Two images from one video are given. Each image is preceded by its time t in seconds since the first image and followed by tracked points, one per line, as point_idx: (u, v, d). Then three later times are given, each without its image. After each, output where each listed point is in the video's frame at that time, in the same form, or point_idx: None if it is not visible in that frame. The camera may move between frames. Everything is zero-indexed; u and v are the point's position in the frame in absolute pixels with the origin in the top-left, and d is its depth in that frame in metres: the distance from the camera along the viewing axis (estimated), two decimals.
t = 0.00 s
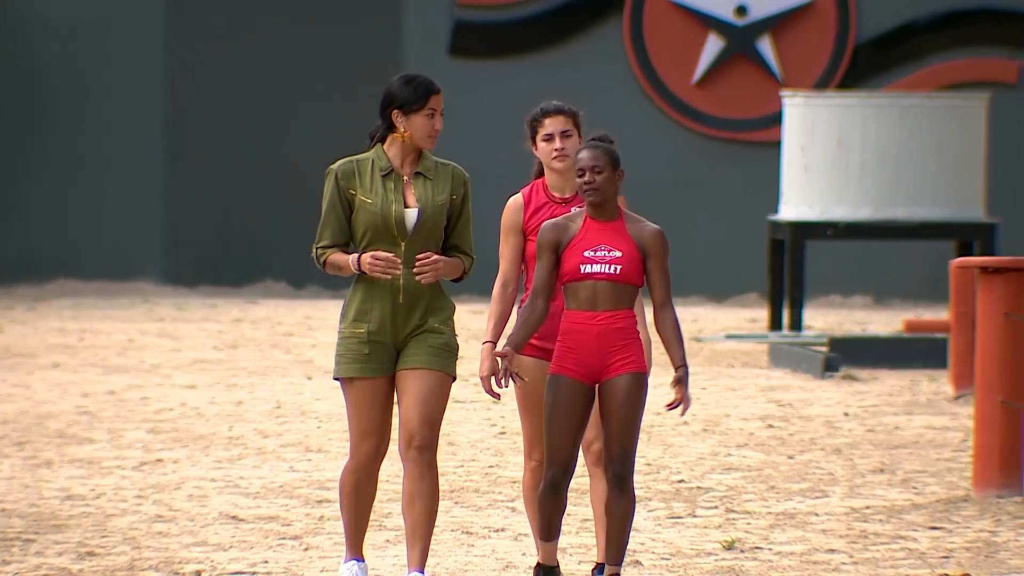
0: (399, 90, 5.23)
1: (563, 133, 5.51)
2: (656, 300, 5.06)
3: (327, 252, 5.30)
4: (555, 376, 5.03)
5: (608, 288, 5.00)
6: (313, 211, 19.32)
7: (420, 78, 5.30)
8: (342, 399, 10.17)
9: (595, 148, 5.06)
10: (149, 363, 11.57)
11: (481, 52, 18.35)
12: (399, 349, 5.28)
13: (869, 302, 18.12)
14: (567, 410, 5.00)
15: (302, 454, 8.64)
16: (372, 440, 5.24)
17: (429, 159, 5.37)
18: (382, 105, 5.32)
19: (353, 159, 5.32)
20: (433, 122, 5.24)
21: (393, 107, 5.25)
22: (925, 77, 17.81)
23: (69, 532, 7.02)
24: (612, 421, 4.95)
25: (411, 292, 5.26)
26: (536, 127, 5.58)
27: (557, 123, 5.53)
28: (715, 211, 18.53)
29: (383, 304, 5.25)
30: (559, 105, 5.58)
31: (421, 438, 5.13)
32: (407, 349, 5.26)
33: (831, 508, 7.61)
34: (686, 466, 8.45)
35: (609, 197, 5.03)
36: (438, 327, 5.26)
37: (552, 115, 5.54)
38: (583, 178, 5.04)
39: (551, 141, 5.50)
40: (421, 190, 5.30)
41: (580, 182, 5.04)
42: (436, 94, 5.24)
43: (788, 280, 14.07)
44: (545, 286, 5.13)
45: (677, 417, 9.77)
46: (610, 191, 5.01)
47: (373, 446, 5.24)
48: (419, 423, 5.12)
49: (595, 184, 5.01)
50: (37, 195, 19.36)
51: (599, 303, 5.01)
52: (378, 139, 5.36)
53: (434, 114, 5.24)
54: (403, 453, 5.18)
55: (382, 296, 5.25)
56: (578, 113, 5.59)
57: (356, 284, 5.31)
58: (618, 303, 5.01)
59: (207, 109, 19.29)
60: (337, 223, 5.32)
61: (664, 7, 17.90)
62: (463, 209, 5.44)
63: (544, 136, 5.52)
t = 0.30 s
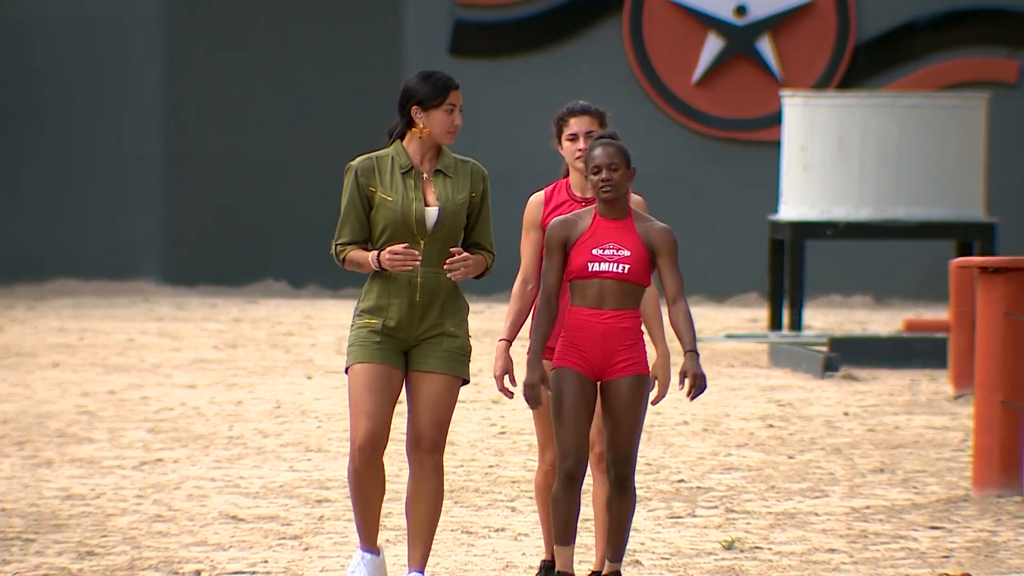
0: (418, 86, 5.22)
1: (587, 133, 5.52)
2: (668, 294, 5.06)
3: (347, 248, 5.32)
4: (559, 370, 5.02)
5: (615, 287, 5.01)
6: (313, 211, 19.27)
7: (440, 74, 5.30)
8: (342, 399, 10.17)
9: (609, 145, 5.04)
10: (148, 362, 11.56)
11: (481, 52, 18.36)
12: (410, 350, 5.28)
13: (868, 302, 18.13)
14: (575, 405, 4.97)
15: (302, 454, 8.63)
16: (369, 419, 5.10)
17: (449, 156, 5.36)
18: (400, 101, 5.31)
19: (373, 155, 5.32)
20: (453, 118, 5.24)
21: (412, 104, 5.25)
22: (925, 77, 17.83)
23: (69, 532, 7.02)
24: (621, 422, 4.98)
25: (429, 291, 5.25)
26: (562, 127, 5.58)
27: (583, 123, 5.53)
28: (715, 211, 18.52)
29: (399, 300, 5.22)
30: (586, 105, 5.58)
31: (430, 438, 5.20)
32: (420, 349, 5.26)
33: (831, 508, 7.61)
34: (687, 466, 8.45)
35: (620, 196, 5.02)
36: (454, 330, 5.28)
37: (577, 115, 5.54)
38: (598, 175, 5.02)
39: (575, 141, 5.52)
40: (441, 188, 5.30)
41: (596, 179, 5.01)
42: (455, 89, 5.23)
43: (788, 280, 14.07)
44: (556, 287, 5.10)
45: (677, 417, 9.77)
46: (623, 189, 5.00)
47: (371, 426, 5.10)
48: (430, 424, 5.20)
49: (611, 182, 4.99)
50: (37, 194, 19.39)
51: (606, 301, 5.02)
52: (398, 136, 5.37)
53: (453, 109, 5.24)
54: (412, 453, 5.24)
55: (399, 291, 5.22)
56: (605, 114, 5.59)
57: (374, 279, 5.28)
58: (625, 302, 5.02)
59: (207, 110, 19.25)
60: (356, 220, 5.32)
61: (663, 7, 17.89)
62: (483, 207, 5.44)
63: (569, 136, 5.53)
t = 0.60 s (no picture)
0: (429, 90, 5.18)
1: (604, 131, 5.48)
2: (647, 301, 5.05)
3: (351, 249, 5.31)
4: (551, 374, 5.03)
5: (608, 289, 5.02)
6: (314, 211, 19.28)
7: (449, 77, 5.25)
8: (343, 399, 10.17)
9: (603, 145, 5.01)
10: (149, 363, 11.56)
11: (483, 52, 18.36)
12: (415, 350, 5.28)
13: (868, 302, 18.12)
14: (569, 409, 4.99)
15: (303, 455, 8.63)
16: (381, 420, 5.09)
17: (454, 157, 5.37)
18: (409, 102, 5.28)
19: (379, 155, 5.30)
20: (460, 125, 5.20)
21: (421, 107, 5.22)
22: (925, 77, 17.86)
23: (70, 533, 7.02)
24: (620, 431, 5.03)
25: (436, 295, 5.26)
26: (580, 123, 5.55)
27: (600, 121, 5.49)
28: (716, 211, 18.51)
29: (406, 302, 5.23)
30: (604, 103, 5.55)
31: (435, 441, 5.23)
32: (427, 350, 5.27)
33: (832, 508, 7.61)
34: (687, 467, 8.45)
35: (612, 198, 5.02)
36: (460, 333, 5.29)
37: (595, 113, 5.51)
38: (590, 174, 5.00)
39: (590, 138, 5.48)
40: (447, 191, 5.31)
41: (589, 176, 4.99)
42: (466, 96, 5.20)
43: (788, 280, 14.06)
44: (548, 297, 5.09)
45: (678, 417, 9.77)
46: (616, 189, 4.99)
47: (386, 425, 5.09)
48: (436, 429, 5.23)
49: (605, 181, 4.98)
50: (38, 194, 19.38)
51: (599, 305, 5.03)
52: (404, 136, 5.35)
53: (462, 116, 5.20)
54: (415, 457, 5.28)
55: (405, 293, 5.24)
56: (622, 113, 5.56)
57: (380, 280, 5.29)
58: (617, 305, 5.04)
59: (209, 110, 19.27)
60: (361, 221, 5.31)
61: (664, 8, 17.92)
62: (487, 207, 5.46)
63: (585, 133, 5.50)
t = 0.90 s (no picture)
0: (413, 91, 5.22)
1: (601, 133, 5.53)
2: (640, 297, 5.16)
3: (345, 255, 5.25)
4: (545, 377, 5.07)
5: (599, 287, 5.04)
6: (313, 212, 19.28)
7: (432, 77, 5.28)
8: (341, 398, 10.19)
9: (591, 143, 5.11)
10: (147, 362, 11.57)
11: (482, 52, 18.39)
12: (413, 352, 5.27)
13: (865, 302, 18.15)
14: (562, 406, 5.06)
15: (301, 454, 8.65)
16: (388, 422, 5.10)
17: (443, 158, 5.38)
18: (394, 106, 5.30)
19: (369, 160, 5.29)
20: (447, 124, 5.23)
21: (406, 109, 5.24)
22: (922, 78, 17.92)
23: (69, 531, 7.04)
24: (611, 424, 4.93)
25: (433, 297, 5.27)
26: (576, 125, 5.59)
27: (597, 123, 5.54)
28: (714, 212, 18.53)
29: (404, 306, 5.23)
30: (600, 105, 5.58)
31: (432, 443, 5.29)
32: (425, 353, 5.27)
33: (830, 507, 7.63)
34: (685, 466, 8.46)
35: (601, 195, 5.08)
36: (458, 335, 5.32)
37: (592, 114, 5.54)
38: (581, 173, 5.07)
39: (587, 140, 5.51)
40: (439, 192, 5.31)
41: (583, 171, 5.06)
42: (451, 95, 5.22)
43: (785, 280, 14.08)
44: (531, 295, 5.15)
45: (676, 416, 9.78)
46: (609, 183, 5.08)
47: (392, 427, 5.10)
48: (437, 434, 5.28)
49: (599, 175, 5.05)
50: (38, 194, 19.42)
51: (591, 303, 5.05)
52: (391, 140, 5.34)
53: (448, 115, 5.22)
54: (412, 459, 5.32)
55: (403, 296, 5.24)
56: (619, 115, 5.59)
57: (377, 283, 5.27)
58: (608, 302, 5.06)
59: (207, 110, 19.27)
60: (354, 226, 5.26)
61: (662, 8, 17.95)
62: (478, 207, 5.48)
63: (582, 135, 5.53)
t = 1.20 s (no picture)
0: (381, 87, 5.22)
1: (573, 134, 5.53)
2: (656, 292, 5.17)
3: (318, 253, 5.22)
4: (549, 383, 5.11)
5: (601, 288, 5.04)
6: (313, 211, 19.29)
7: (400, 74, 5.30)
8: (337, 397, 10.18)
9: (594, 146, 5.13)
10: (144, 361, 11.57)
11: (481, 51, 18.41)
12: (393, 350, 5.23)
13: (864, 301, 18.14)
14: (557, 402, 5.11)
15: (297, 453, 8.65)
16: (372, 427, 5.14)
17: (417, 155, 5.37)
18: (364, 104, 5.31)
19: (343, 159, 5.28)
20: (417, 118, 5.23)
21: (376, 106, 5.24)
22: (919, 77, 17.89)
23: (65, 531, 7.04)
24: (616, 415, 4.94)
25: (409, 294, 5.24)
26: (546, 127, 5.59)
27: (568, 124, 5.55)
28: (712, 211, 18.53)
29: (381, 304, 5.21)
30: (571, 106, 5.59)
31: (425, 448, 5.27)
32: (403, 351, 5.23)
33: (826, 506, 7.63)
34: (681, 465, 8.46)
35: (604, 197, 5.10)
36: (438, 332, 5.28)
37: (562, 116, 5.55)
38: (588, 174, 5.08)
39: (560, 141, 5.53)
40: (414, 188, 5.30)
41: (590, 172, 5.07)
42: (418, 89, 5.23)
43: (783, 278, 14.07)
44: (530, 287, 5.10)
45: (673, 415, 9.78)
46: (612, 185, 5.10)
47: (377, 432, 5.14)
48: (427, 435, 5.24)
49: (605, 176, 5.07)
50: (38, 193, 19.41)
51: (592, 306, 5.05)
52: (364, 139, 5.34)
53: (417, 109, 5.23)
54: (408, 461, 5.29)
55: (380, 295, 5.21)
56: (589, 116, 5.61)
57: (353, 281, 5.25)
58: (611, 306, 5.06)
59: (207, 109, 19.27)
60: (329, 224, 5.24)
61: (658, 7, 17.91)
62: (453, 204, 5.47)
63: (554, 137, 5.54)
